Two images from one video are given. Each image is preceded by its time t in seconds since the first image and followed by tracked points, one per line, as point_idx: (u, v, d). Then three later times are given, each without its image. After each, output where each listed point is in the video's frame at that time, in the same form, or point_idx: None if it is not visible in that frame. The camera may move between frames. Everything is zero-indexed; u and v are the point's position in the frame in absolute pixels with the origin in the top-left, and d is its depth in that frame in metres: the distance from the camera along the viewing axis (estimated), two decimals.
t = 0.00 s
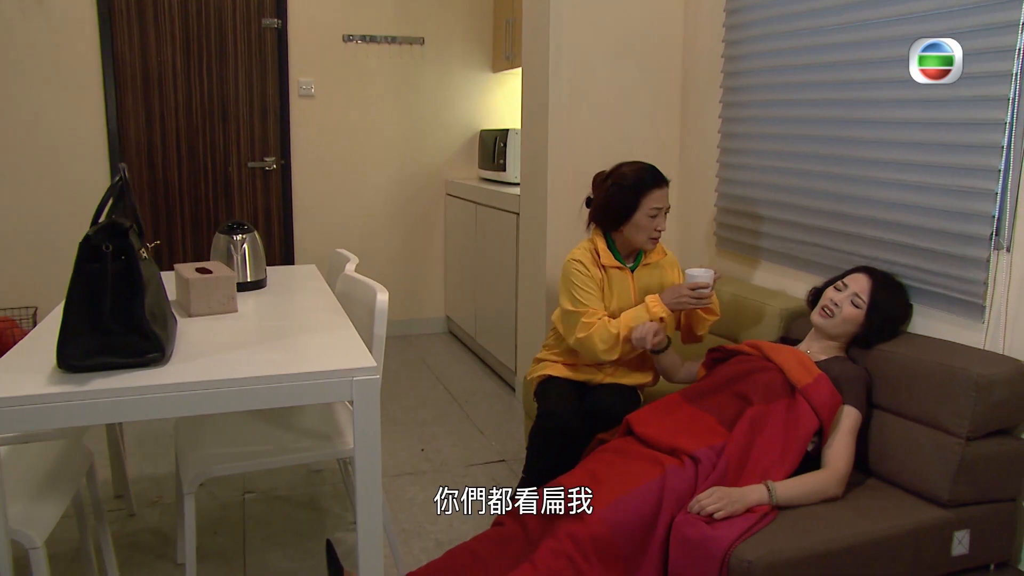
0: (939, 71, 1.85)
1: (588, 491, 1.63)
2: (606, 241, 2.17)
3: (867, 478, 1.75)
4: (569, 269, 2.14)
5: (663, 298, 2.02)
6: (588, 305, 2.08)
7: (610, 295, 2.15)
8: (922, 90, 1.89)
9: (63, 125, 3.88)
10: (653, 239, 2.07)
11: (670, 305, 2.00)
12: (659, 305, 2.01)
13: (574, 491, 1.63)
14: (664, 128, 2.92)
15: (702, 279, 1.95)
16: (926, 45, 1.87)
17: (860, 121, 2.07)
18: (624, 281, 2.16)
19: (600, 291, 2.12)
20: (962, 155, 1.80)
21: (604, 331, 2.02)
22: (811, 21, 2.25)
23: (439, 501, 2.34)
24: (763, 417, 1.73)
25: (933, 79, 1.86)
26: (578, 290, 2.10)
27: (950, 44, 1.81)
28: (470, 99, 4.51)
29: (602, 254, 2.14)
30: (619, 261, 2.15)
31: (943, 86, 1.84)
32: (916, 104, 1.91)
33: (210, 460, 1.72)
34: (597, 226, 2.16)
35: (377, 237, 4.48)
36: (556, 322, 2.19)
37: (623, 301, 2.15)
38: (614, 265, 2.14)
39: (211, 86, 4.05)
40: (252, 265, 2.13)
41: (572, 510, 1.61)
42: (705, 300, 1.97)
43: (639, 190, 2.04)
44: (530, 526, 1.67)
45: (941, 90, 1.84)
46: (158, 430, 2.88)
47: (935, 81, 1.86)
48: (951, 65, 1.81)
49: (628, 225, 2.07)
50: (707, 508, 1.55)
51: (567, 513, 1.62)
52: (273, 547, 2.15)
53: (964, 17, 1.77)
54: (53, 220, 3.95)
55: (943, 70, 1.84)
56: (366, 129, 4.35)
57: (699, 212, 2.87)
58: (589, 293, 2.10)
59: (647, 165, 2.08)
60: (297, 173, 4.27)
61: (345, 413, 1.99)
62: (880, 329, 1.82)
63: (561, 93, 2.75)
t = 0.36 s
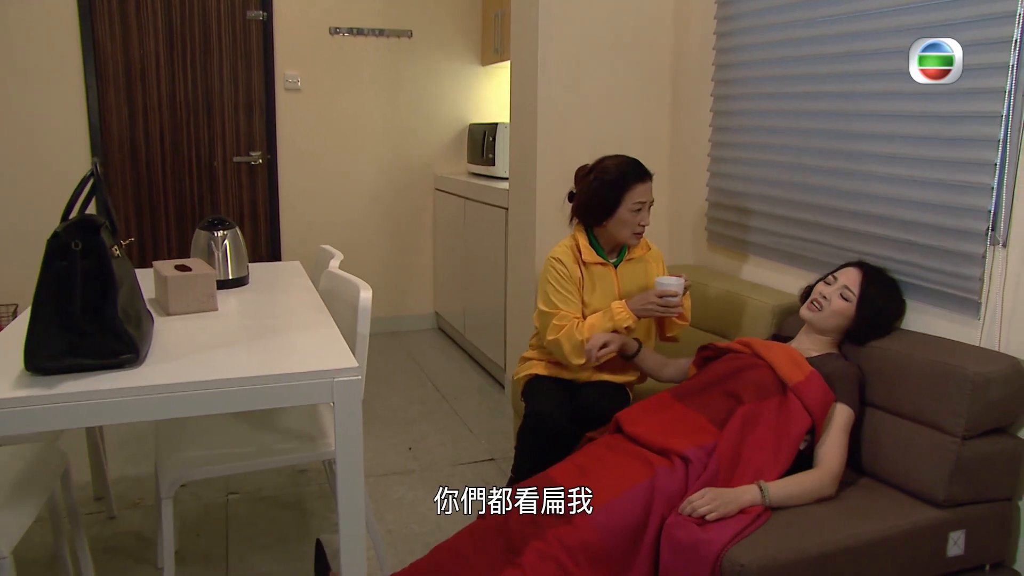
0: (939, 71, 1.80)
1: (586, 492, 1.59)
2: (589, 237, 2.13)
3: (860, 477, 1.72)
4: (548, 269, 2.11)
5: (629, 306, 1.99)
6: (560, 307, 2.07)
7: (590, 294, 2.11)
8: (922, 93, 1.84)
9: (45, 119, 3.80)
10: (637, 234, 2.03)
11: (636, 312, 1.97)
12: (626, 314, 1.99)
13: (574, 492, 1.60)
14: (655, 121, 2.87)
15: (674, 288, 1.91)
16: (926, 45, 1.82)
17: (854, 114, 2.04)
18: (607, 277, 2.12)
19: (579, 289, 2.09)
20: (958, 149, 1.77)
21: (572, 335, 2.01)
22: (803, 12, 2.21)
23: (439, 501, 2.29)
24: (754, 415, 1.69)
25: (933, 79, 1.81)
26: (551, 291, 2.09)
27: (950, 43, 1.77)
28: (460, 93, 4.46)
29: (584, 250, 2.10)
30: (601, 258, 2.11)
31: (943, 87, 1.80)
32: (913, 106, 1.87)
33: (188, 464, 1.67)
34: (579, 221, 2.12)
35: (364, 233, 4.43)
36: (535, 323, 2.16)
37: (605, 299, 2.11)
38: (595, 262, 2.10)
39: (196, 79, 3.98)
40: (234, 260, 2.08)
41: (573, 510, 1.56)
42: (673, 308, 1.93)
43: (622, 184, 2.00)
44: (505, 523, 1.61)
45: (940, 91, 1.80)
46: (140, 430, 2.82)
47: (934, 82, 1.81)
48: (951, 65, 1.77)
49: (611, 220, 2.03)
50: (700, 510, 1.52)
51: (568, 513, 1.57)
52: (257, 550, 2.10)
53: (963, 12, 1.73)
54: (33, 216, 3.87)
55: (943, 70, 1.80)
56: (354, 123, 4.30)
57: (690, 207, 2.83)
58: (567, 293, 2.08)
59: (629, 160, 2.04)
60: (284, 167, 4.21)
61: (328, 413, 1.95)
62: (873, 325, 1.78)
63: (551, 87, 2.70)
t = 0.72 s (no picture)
0: (939, 71, 1.76)
1: (585, 492, 1.55)
2: (578, 233, 2.09)
3: (858, 477, 1.69)
4: (535, 266, 2.08)
5: (607, 306, 1.97)
6: (543, 305, 2.06)
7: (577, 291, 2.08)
8: (922, 94, 1.80)
9: (29, 113, 3.73)
10: (627, 230, 1.99)
11: (615, 314, 1.95)
12: (604, 315, 1.97)
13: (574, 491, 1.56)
14: (649, 115, 2.83)
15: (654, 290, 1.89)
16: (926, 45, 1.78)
17: (853, 106, 1.99)
18: (596, 274, 2.08)
19: (566, 287, 2.06)
20: (960, 142, 1.73)
21: (553, 338, 2.01)
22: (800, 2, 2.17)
23: (439, 500, 2.27)
24: (751, 415, 1.65)
25: (933, 79, 1.78)
26: (536, 288, 2.08)
27: (950, 43, 1.73)
28: (451, 86, 4.41)
29: (573, 247, 2.05)
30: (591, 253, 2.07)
31: (943, 88, 1.76)
32: (912, 105, 1.83)
33: (170, 467, 1.63)
34: (568, 217, 2.07)
35: (355, 227, 4.38)
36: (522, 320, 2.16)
37: (593, 296, 2.08)
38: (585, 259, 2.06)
39: (183, 71, 3.92)
40: (219, 256, 2.03)
41: (573, 510, 1.52)
42: (651, 312, 1.91)
43: (612, 179, 1.95)
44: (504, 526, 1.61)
45: (940, 92, 1.76)
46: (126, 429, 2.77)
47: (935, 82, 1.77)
48: (951, 65, 1.73)
49: (601, 216, 1.99)
50: (694, 512, 1.48)
51: (566, 513, 1.52)
52: (244, 552, 2.06)
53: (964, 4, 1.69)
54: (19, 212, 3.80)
55: (943, 71, 1.76)
56: (345, 116, 4.24)
57: (684, 201, 2.79)
58: (553, 291, 2.06)
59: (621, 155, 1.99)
60: (273, 161, 4.15)
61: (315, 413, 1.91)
62: (871, 322, 1.74)
63: (544, 80, 2.65)
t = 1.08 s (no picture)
0: (939, 71, 1.73)
1: (585, 492, 1.53)
2: (570, 229, 2.05)
3: (858, 477, 1.66)
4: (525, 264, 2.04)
5: (595, 306, 1.93)
6: (533, 304, 2.02)
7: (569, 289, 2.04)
8: (921, 93, 1.77)
9: (15, 107, 3.67)
10: (619, 226, 1.95)
11: (603, 314, 1.91)
12: (591, 314, 1.93)
13: (574, 492, 1.53)
14: (645, 108, 2.79)
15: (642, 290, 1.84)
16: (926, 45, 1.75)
17: (853, 98, 1.95)
18: (588, 271, 2.04)
19: (557, 284, 2.02)
20: (963, 135, 1.69)
21: (541, 338, 1.98)
22: None
23: (439, 501, 2.25)
24: (749, 414, 1.62)
25: (933, 79, 1.75)
26: (526, 286, 2.03)
27: (950, 43, 1.70)
28: (445, 79, 4.36)
29: (564, 243, 2.01)
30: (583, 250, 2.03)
31: (943, 87, 1.72)
32: (913, 100, 1.79)
33: (153, 470, 1.58)
34: (560, 212, 2.03)
35: (348, 222, 4.33)
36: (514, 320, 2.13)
37: (585, 294, 2.04)
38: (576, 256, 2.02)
39: (172, 64, 3.86)
40: (206, 252, 1.98)
41: (572, 510, 1.49)
42: (639, 313, 1.86)
43: (604, 173, 1.91)
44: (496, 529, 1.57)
45: (940, 91, 1.73)
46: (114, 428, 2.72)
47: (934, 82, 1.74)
48: (951, 65, 1.70)
49: (593, 211, 1.95)
50: (691, 514, 1.45)
51: (567, 512, 1.49)
52: (232, 554, 2.02)
53: None
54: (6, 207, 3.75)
55: (942, 70, 1.73)
56: (337, 110, 4.19)
57: (681, 196, 2.75)
58: (543, 289, 2.02)
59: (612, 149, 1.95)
60: (264, 155, 4.10)
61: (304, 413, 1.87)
62: (873, 320, 1.71)
63: (538, 72, 2.61)
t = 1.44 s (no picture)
0: (939, 71, 1.70)
1: (586, 491, 1.49)
2: (560, 225, 2.01)
3: (857, 477, 1.62)
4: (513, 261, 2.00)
5: (584, 305, 1.89)
6: (522, 301, 1.98)
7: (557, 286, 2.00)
8: (921, 93, 1.74)
9: None
10: (609, 222, 1.91)
11: (591, 313, 1.87)
12: (579, 313, 1.89)
13: (574, 491, 1.49)
14: (639, 102, 2.75)
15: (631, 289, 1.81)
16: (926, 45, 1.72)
17: (852, 92, 1.92)
18: (579, 267, 2.00)
19: (546, 281, 1.98)
20: (965, 129, 1.65)
21: (529, 336, 1.93)
22: None
23: (438, 500, 2.21)
24: (745, 414, 1.59)
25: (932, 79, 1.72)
26: (514, 283, 1.99)
27: (950, 42, 1.67)
28: (437, 72, 4.31)
29: (553, 239, 1.97)
30: (573, 246, 1.99)
31: (943, 87, 1.69)
32: (913, 94, 1.75)
33: (135, 474, 1.54)
34: (550, 207, 1.99)
35: (339, 218, 4.28)
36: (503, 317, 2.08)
37: (575, 291, 2.00)
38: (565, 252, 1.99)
39: (159, 58, 3.80)
40: (191, 249, 1.94)
41: (573, 510, 1.46)
42: (628, 313, 1.82)
43: (594, 168, 1.87)
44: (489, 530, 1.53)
45: (940, 90, 1.70)
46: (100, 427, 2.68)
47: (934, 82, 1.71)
48: (951, 64, 1.66)
49: (582, 207, 1.91)
50: (687, 517, 1.41)
51: (566, 513, 1.46)
52: (219, 558, 1.98)
53: None
54: None
55: (942, 70, 1.69)
56: (327, 104, 4.14)
57: (675, 190, 2.72)
58: (532, 287, 1.98)
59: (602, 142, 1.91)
60: (254, 150, 4.04)
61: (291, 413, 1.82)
62: (872, 318, 1.68)
63: (531, 66, 2.56)
